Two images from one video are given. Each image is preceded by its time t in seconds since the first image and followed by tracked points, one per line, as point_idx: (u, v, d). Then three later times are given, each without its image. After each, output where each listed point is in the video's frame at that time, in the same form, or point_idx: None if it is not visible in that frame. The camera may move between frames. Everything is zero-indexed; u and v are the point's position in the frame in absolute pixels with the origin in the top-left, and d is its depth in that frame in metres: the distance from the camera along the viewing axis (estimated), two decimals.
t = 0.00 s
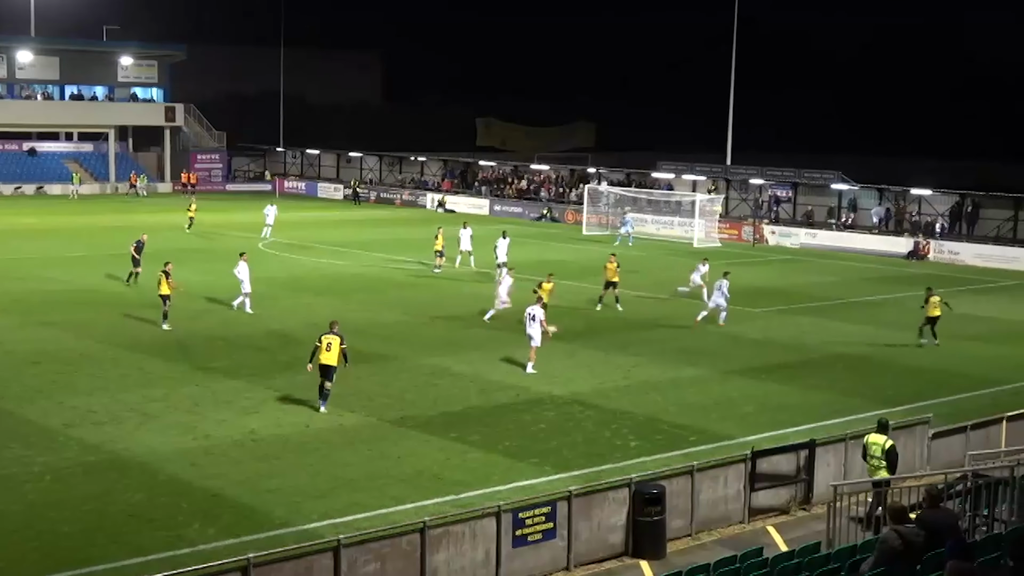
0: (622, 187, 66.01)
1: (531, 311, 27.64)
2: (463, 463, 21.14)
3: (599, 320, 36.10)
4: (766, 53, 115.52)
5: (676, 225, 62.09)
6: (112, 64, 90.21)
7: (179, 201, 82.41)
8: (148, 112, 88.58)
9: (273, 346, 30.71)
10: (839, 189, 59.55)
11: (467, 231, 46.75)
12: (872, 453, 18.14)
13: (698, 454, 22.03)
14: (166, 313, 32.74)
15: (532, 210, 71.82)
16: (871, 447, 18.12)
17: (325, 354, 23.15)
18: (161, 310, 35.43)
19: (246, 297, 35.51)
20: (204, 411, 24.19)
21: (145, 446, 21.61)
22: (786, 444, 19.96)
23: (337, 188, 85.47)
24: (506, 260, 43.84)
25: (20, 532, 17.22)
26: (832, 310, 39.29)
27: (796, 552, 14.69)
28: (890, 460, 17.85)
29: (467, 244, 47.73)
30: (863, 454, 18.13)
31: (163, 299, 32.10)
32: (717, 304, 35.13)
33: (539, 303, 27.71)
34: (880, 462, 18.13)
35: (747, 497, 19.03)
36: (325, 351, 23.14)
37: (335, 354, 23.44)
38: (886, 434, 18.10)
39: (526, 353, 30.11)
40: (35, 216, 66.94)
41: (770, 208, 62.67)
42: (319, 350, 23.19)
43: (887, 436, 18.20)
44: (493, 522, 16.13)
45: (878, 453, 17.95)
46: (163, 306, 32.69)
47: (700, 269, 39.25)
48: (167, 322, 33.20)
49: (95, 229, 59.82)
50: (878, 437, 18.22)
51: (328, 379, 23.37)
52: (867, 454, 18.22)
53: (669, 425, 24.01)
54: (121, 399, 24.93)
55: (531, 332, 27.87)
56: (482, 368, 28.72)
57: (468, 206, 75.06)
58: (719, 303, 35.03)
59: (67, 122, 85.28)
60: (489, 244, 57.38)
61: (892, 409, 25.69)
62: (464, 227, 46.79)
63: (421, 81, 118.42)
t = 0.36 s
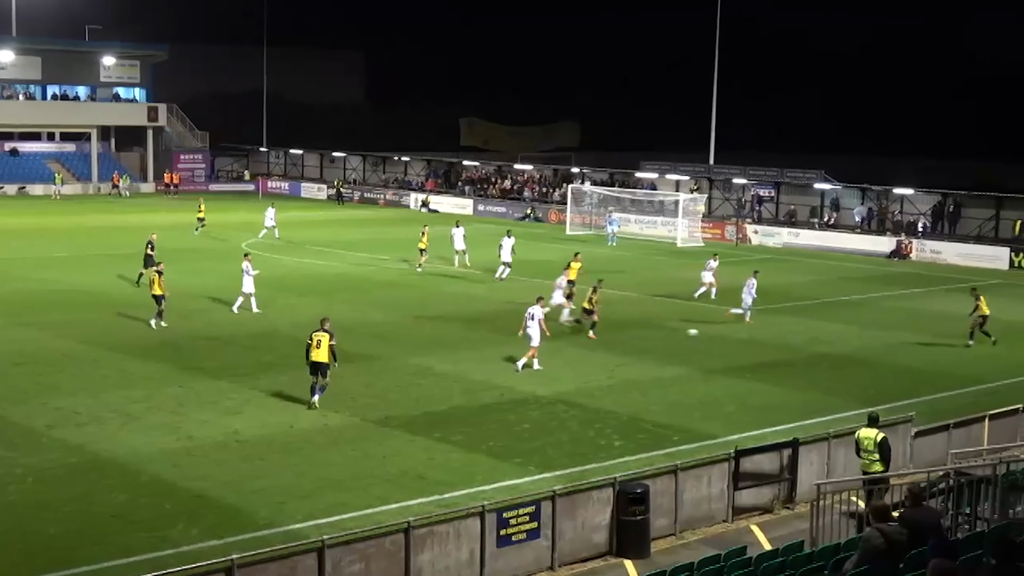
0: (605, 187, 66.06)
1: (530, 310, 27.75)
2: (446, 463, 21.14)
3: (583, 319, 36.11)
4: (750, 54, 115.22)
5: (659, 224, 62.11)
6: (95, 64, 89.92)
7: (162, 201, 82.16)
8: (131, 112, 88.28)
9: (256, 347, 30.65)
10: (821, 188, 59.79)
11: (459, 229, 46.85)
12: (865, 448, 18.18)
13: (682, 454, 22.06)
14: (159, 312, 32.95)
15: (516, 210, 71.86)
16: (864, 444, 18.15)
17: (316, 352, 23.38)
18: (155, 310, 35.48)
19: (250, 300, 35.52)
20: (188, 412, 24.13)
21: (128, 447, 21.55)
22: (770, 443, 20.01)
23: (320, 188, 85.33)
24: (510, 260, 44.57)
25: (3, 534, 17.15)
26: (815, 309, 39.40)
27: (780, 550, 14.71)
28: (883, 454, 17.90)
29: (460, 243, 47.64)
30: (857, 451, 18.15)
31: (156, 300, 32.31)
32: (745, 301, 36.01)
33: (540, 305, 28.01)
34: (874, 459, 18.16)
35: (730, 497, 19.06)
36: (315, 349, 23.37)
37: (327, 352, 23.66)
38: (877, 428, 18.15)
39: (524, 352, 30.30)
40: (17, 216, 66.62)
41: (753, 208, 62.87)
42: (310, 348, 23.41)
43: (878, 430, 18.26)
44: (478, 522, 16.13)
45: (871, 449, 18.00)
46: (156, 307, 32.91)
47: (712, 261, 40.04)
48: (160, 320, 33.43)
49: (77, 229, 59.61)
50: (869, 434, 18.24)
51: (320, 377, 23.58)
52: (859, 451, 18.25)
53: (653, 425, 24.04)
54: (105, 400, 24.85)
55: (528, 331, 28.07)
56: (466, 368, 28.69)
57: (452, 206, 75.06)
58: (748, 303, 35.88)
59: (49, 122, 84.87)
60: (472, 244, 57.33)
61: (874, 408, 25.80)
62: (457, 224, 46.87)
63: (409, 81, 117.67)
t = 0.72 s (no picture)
0: (588, 187, 66.10)
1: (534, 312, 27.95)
2: (429, 463, 21.13)
3: (565, 319, 36.13)
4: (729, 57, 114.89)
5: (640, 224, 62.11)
6: (76, 63, 89.62)
7: (144, 202, 81.97)
8: (112, 111, 88.01)
9: (238, 347, 30.61)
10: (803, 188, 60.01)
11: (450, 228, 46.93)
12: (855, 447, 18.33)
13: (665, 453, 22.11)
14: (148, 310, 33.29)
15: (498, 210, 71.82)
16: (853, 443, 18.31)
17: (312, 356, 23.61)
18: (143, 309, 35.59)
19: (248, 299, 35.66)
20: (170, 412, 24.05)
21: (110, 448, 21.48)
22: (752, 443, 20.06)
23: (302, 188, 85.16)
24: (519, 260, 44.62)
25: None
26: (798, 309, 39.48)
27: (762, 550, 14.73)
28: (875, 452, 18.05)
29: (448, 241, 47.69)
30: (846, 449, 18.31)
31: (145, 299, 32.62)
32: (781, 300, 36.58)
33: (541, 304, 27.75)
34: (864, 456, 18.32)
35: (712, 496, 19.10)
36: (312, 354, 23.60)
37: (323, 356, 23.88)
38: (869, 427, 18.34)
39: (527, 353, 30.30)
40: None
41: (734, 208, 63.06)
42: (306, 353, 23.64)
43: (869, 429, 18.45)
44: (460, 522, 16.13)
45: (863, 446, 18.17)
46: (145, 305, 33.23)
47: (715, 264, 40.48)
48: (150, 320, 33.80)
49: (59, 229, 59.43)
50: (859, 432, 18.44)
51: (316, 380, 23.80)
52: (849, 449, 18.40)
53: (635, 425, 24.07)
54: (86, 401, 24.77)
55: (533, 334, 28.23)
56: (448, 368, 28.70)
57: (434, 206, 75.02)
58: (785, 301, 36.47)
59: (30, 123, 84.52)
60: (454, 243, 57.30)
61: (857, 407, 25.91)
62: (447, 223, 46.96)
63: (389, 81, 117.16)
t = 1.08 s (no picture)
0: (569, 187, 66.06)
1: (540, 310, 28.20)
2: (410, 463, 21.14)
3: (548, 320, 36.16)
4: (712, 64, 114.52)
5: (622, 225, 62.13)
6: (56, 63, 89.28)
7: (125, 202, 81.84)
8: (93, 112, 87.64)
9: (218, 347, 30.56)
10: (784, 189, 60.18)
11: (437, 227, 47.02)
12: (847, 446, 18.38)
13: (648, 453, 22.14)
14: (133, 308, 33.36)
15: (480, 211, 71.69)
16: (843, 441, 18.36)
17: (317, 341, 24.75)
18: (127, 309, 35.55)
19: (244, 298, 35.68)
20: (150, 413, 23.96)
21: (91, 450, 21.40)
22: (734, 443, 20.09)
23: (284, 189, 85.00)
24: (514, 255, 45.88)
25: None
26: (779, 309, 39.59)
27: (744, 550, 14.75)
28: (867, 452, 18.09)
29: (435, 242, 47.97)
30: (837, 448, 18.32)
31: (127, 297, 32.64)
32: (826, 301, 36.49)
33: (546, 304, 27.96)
34: (856, 456, 18.35)
35: (694, 496, 19.13)
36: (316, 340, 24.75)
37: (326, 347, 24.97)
38: (863, 427, 18.35)
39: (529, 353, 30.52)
40: None
41: (715, 209, 63.26)
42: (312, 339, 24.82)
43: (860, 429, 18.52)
44: (442, 522, 16.13)
45: (855, 446, 18.20)
46: (128, 302, 33.22)
47: (706, 263, 40.62)
48: (134, 319, 33.85)
49: (40, 229, 59.26)
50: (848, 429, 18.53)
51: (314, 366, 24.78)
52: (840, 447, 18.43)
53: (617, 425, 24.09)
54: (68, 401, 24.65)
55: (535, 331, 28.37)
56: (431, 368, 28.71)
57: (416, 206, 74.95)
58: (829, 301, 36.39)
59: (11, 123, 84.12)
60: (437, 244, 57.22)
61: (839, 407, 26.01)
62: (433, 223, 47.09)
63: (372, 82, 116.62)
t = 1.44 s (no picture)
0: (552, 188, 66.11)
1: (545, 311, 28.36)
2: (394, 464, 21.11)
3: (531, 320, 36.17)
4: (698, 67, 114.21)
5: (604, 225, 62.15)
6: (37, 63, 89.08)
7: (105, 202, 81.60)
8: (74, 112, 87.50)
9: (200, 347, 30.51)
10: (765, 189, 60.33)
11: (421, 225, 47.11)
12: (835, 442, 19.00)
13: (631, 454, 22.14)
14: (115, 308, 33.51)
15: (463, 211, 71.62)
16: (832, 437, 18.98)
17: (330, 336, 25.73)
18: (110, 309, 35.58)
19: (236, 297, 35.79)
20: (132, 415, 23.88)
21: (73, 452, 21.32)
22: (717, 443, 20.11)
23: (265, 190, 84.75)
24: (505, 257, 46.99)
25: None
26: (762, 310, 39.63)
27: (727, 550, 14.78)
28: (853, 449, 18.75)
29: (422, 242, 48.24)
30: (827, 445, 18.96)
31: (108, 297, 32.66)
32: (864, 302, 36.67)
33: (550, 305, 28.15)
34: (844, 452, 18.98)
35: (677, 496, 19.15)
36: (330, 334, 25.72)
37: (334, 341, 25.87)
38: (850, 424, 18.98)
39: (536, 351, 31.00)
40: None
41: (697, 209, 63.49)
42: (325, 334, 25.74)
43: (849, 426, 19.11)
44: (425, 523, 16.12)
45: (842, 442, 18.84)
46: (111, 302, 33.27)
47: (686, 263, 40.81)
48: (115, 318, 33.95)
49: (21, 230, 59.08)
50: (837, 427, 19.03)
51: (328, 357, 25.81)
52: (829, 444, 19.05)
53: (599, 425, 24.11)
54: (50, 403, 24.56)
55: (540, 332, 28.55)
56: (414, 369, 28.69)
57: (398, 207, 74.83)
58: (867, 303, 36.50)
59: None
60: (419, 245, 57.16)
61: (822, 407, 26.10)
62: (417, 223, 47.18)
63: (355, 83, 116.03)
